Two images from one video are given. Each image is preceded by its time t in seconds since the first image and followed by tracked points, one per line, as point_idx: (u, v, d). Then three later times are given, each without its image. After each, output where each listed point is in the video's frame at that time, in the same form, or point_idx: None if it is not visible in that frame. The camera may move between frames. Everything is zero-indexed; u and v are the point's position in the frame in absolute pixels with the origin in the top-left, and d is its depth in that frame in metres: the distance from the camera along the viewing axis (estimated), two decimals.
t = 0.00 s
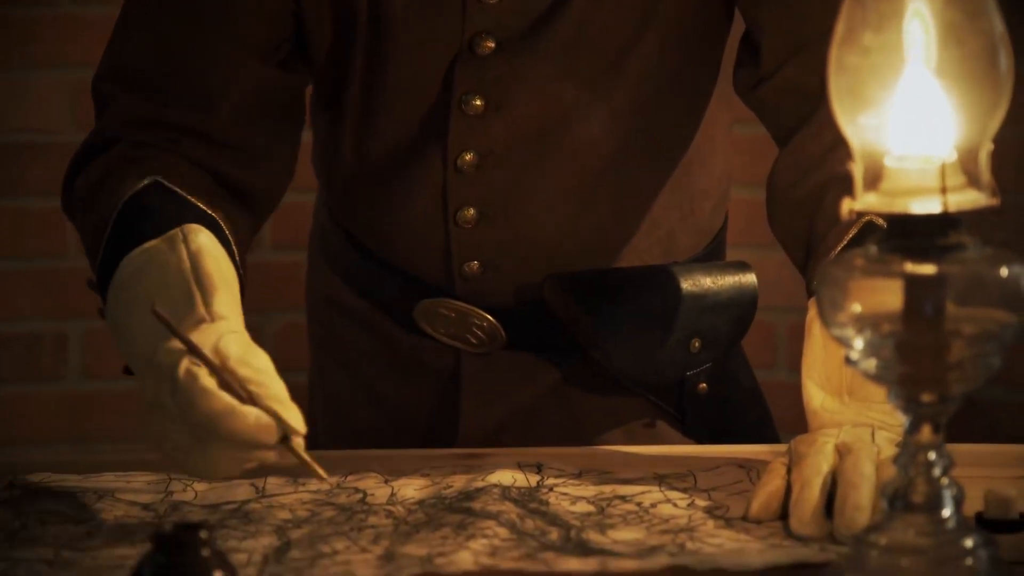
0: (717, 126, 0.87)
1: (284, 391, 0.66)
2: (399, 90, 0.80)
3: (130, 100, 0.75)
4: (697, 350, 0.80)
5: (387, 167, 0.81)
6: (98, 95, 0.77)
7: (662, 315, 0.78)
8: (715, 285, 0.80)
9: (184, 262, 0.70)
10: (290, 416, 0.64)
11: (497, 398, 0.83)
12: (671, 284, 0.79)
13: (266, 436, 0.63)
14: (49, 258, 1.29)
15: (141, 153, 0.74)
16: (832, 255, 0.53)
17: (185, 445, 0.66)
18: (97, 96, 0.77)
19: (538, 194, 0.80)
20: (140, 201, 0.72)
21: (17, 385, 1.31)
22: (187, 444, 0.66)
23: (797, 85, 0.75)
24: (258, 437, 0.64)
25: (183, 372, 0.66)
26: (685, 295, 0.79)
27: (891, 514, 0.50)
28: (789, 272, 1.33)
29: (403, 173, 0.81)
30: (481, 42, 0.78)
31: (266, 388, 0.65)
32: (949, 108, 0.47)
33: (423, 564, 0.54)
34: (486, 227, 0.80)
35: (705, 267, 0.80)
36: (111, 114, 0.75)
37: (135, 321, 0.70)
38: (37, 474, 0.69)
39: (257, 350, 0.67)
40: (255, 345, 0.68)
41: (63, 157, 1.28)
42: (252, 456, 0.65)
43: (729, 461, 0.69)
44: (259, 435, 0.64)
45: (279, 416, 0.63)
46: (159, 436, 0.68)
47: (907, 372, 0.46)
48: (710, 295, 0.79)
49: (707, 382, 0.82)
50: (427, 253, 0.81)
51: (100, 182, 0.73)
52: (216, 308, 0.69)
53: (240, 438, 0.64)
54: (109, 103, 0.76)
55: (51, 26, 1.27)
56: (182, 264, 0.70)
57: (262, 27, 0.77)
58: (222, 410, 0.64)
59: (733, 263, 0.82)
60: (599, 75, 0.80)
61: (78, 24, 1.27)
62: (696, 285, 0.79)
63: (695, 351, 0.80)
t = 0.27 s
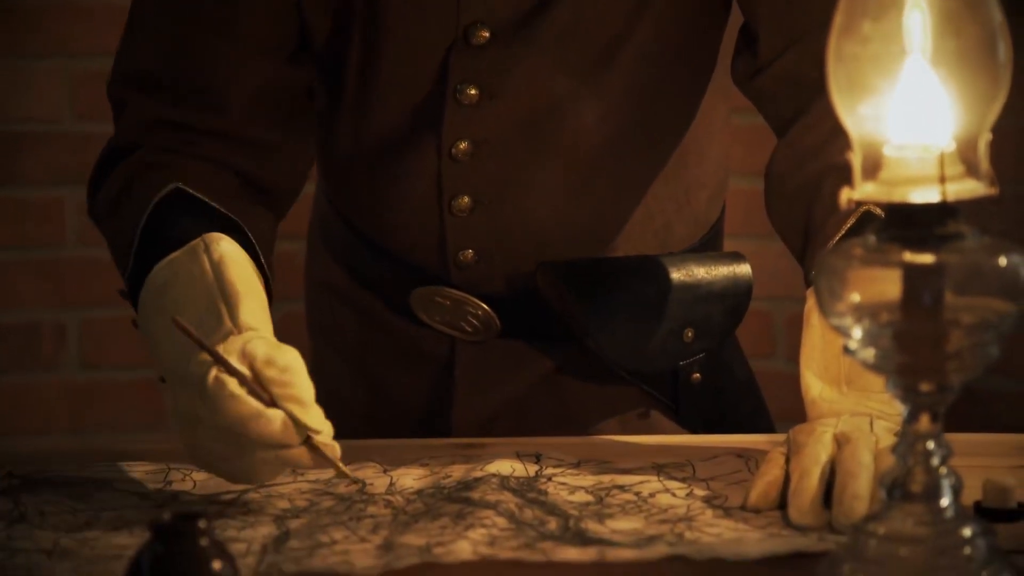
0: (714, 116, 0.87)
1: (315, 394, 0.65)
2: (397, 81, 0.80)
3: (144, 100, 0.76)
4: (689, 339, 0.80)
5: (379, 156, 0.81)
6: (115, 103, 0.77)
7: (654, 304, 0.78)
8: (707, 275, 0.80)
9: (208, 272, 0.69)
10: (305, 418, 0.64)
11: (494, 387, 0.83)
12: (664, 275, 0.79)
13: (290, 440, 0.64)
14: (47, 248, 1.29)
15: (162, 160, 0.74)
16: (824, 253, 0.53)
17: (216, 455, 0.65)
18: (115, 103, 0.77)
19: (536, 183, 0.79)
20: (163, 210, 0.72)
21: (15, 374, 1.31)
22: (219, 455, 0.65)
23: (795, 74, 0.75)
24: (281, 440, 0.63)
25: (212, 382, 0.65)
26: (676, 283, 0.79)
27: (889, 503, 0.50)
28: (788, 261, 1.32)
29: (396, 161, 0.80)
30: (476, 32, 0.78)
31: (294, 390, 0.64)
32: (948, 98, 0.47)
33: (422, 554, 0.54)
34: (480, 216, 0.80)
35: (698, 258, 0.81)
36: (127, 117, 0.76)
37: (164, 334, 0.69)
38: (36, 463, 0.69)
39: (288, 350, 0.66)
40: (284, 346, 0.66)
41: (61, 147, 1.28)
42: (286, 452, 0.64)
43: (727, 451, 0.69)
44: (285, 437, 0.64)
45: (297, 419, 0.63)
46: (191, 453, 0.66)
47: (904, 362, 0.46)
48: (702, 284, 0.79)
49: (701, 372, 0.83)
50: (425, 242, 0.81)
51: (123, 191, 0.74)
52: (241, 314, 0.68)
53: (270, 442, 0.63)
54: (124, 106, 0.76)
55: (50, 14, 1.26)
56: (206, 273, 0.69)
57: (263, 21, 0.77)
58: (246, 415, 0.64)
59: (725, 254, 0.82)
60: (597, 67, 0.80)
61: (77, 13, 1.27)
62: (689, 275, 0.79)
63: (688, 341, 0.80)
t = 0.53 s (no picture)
0: (711, 106, 0.87)
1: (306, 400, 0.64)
2: (393, 71, 0.80)
3: (150, 102, 0.75)
4: (685, 329, 0.80)
5: (376, 146, 0.81)
6: (123, 108, 0.77)
7: (647, 293, 0.78)
8: (703, 265, 0.80)
9: (212, 280, 0.68)
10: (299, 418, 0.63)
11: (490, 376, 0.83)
12: (659, 265, 0.79)
13: (297, 449, 0.60)
14: (47, 238, 1.29)
15: (170, 167, 0.73)
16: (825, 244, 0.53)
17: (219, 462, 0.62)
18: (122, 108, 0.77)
19: (534, 173, 0.80)
20: (171, 218, 0.71)
21: (15, 364, 1.31)
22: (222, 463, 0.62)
23: (793, 63, 0.75)
24: (285, 448, 0.60)
25: (215, 388, 0.63)
26: (671, 273, 0.79)
27: (888, 494, 0.50)
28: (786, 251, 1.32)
29: (394, 151, 0.81)
30: (471, 23, 0.78)
31: (289, 394, 0.63)
32: (947, 88, 0.47)
33: (420, 544, 0.54)
34: (478, 205, 0.80)
35: (693, 248, 0.81)
36: (133, 121, 0.75)
37: (168, 346, 0.68)
38: (34, 453, 0.69)
39: (283, 356, 0.65)
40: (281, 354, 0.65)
41: (60, 138, 1.28)
42: (291, 463, 0.61)
43: (726, 441, 0.69)
44: (288, 446, 0.60)
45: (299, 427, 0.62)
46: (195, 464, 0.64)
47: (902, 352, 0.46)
48: (698, 274, 0.80)
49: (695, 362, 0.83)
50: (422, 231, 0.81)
51: (131, 197, 0.73)
52: (241, 320, 0.67)
53: (274, 450, 0.60)
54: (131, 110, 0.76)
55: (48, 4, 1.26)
56: (208, 281, 0.68)
57: (264, 20, 0.76)
58: (252, 420, 0.61)
59: (721, 244, 0.82)
60: (594, 57, 0.80)
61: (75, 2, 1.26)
62: (684, 265, 0.80)
63: (684, 331, 0.80)
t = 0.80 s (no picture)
0: (707, 96, 0.87)
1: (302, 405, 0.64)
2: (389, 64, 0.80)
3: (147, 98, 0.75)
4: (681, 321, 0.80)
5: (371, 138, 0.81)
6: (122, 102, 0.76)
7: (642, 284, 0.78)
8: (699, 256, 0.80)
9: (210, 277, 0.68)
10: (302, 422, 0.62)
11: (489, 371, 0.83)
12: (655, 256, 0.79)
13: (291, 448, 0.60)
14: (45, 231, 1.29)
15: (169, 162, 0.73)
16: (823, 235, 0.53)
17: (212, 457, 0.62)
18: (121, 103, 0.77)
19: (530, 165, 0.80)
20: (169, 212, 0.71)
21: (13, 357, 1.31)
22: (214, 457, 0.62)
23: (789, 54, 0.75)
24: (279, 446, 0.60)
25: (211, 384, 0.63)
26: (667, 265, 0.79)
27: (886, 485, 0.50)
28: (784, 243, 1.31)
29: (388, 144, 0.81)
30: (465, 15, 0.78)
31: (286, 398, 0.63)
32: (943, 78, 0.48)
33: (419, 536, 0.54)
34: (474, 198, 0.80)
35: (690, 239, 0.81)
36: (131, 117, 0.75)
37: (163, 340, 0.68)
38: (33, 446, 0.69)
39: (279, 361, 0.65)
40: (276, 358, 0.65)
41: (58, 130, 1.27)
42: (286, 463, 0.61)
43: (724, 433, 0.69)
44: (282, 446, 0.60)
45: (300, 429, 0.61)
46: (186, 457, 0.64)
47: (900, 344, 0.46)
48: (695, 266, 0.79)
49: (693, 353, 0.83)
50: (419, 223, 0.81)
51: (130, 191, 0.73)
52: (238, 319, 0.67)
53: (267, 449, 0.60)
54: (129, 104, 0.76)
55: None
56: (207, 278, 0.68)
57: (264, 20, 0.76)
58: (248, 417, 0.61)
59: (717, 236, 0.82)
60: (590, 49, 0.80)
61: None
62: (680, 257, 0.79)
63: (680, 323, 0.80)
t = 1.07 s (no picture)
0: (705, 91, 0.87)
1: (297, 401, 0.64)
2: (387, 58, 0.80)
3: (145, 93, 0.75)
4: (679, 315, 0.80)
5: (369, 130, 0.81)
6: (121, 97, 0.76)
7: (642, 277, 0.78)
8: (698, 250, 0.80)
9: (209, 272, 0.68)
10: (295, 419, 0.62)
11: (486, 364, 0.83)
12: (653, 250, 0.79)
13: (283, 440, 0.60)
14: (44, 225, 1.29)
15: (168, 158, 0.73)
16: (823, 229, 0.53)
17: (206, 448, 0.62)
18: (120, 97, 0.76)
19: (528, 159, 0.80)
20: (168, 208, 0.71)
21: (12, 351, 1.31)
22: (208, 449, 0.61)
23: (787, 47, 0.75)
24: (270, 439, 0.60)
25: (204, 375, 0.63)
26: (666, 259, 0.79)
27: (885, 479, 0.50)
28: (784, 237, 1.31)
29: (386, 137, 0.81)
30: (462, 9, 0.78)
31: (281, 394, 0.63)
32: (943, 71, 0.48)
33: (418, 530, 0.54)
34: (472, 192, 0.80)
35: (688, 233, 0.81)
36: (128, 113, 0.75)
37: (159, 331, 0.68)
38: (32, 440, 0.69)
39: (275, 357, 0.65)
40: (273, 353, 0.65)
41: (57, 125, 1.27)
42: (277, 456, 0.60)
43: (723, 427, 0.69)
44: (273, 438, 0.60)
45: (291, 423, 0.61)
46: (179, 449, 0.63)
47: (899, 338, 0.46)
48: (694, 260, 0.79)
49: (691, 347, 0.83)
50: (418, 218, 0.81)
51: (129, 186, 0.73)
52: (236, 314, 0.67)
53: (259, 441, 0.60)
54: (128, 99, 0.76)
55: None
56: (205, 271, 0.68)
57: (264, 18, 0.76)
58: (240, 409, 0.61)
59: (716, 229, 0.82)
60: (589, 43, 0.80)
61: None
62: (679, 251, 0.79)
63: (679, 317, 0.80)
